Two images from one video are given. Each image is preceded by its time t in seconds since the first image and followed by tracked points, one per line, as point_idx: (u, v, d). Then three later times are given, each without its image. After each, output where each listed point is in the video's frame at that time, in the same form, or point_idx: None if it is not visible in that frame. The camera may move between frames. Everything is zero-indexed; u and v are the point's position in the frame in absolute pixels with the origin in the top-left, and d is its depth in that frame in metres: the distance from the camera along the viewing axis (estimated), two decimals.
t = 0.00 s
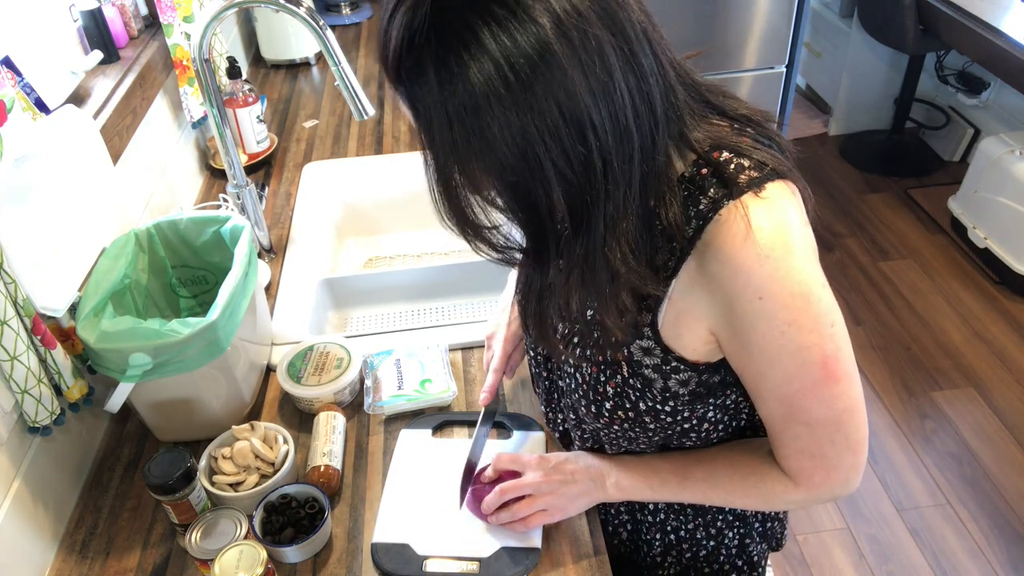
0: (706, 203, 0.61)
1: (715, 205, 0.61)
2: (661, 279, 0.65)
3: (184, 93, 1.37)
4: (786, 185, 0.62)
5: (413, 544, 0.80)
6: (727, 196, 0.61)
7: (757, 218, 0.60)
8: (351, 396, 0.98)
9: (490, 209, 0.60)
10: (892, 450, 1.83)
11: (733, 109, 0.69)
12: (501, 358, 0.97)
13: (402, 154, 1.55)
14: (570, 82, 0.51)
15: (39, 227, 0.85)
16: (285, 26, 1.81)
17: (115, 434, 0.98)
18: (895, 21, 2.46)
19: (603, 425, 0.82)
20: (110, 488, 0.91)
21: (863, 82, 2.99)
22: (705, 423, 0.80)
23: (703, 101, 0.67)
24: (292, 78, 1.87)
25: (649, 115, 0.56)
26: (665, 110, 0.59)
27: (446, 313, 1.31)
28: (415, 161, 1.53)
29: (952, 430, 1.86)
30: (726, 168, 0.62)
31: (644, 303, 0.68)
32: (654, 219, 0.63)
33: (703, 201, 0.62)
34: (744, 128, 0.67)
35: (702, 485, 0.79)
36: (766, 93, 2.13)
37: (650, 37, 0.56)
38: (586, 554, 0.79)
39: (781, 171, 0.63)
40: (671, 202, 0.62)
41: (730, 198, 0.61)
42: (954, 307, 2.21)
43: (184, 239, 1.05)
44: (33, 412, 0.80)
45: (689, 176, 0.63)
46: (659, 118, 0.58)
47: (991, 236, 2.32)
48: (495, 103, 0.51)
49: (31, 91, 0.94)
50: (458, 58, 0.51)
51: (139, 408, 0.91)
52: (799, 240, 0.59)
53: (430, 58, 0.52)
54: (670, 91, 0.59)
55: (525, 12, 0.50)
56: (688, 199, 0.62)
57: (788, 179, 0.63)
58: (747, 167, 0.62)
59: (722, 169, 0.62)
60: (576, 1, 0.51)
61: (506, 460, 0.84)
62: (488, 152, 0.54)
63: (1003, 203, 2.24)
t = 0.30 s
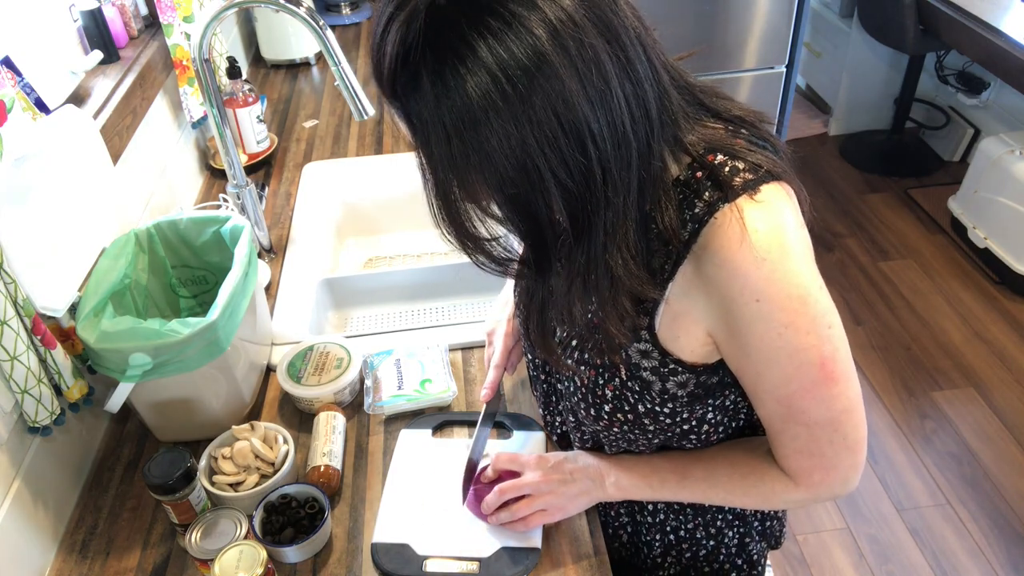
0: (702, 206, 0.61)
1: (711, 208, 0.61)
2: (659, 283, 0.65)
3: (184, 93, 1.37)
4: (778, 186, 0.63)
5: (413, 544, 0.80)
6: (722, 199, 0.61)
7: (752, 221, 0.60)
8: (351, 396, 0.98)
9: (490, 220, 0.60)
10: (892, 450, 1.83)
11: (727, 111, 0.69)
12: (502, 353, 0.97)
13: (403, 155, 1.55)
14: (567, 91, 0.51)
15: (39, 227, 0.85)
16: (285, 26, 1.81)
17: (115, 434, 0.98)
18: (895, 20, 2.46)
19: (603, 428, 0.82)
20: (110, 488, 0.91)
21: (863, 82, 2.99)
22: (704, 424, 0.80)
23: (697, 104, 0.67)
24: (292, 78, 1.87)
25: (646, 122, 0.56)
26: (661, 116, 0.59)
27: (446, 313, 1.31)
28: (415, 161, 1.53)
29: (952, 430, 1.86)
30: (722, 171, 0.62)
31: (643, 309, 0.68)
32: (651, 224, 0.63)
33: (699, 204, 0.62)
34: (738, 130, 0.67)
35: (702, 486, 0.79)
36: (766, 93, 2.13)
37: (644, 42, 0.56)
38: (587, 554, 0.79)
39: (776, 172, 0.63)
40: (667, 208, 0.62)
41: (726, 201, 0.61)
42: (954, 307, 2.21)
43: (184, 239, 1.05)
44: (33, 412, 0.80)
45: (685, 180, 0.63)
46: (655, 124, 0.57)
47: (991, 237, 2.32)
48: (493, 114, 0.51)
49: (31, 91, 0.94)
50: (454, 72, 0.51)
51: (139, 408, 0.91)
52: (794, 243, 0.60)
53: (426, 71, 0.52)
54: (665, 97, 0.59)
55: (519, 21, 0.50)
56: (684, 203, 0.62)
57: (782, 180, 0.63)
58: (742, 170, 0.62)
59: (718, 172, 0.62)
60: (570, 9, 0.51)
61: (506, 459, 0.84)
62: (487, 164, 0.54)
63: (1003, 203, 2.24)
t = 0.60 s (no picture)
0: (710, 207, 0.61)
1: (719, 209, 0.61)
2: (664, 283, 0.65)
3: (184, 93, 1.37)
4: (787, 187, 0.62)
5: (412, 544, 0.80)
6: (731, 199, 0.61)
7: (762, 220, 0.59)
8: (351, 396, 0.98)
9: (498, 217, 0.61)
10: (891, 450, 1.83)
11: (735, 112, 0.69)
12: (501, 369, 0.96)
13: (402, 154, 1.55)
14: (582, 88, 0.50)
15: (39, 227, 0.86)
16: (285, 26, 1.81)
17: (115, 434, 0.98)
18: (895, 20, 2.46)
19: (605, 426, 0.82)
20: (110, 488, 0.91)
21: (863, 82, 2.99)
22: (706, 424, 0.80)
23: (705, 104, 0.67)
24: (292, 78, 1.87)
25: (658, 120, 0.56)
26: (673, 114, 0.58)
27: (446, 314, 1.31)
28: (415, 161, 1.53)
29: (952, 430, 1.86)
30: (730, 171, 0.62)
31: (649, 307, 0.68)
32: (659, 224, 0.63)
33: (706, 205, 0.62)
34: (746, 131, 0.67)
35: (703, 488, 0.78)
36: (767, 93, 2.13)
37: (657, 39, 0.55)
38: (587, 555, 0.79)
39: (784, 172, 0.63)
40: (675, 212, 0.62)
41: (735, 201, 0.60)
42: (954, 307, 2.21)
43: (184, 239, 1.05)
44: (33, 412, 0.80)
45: (693, 180, 0.63)
46: (666, 122, 0.57)
47: (991, 237, 2.32)
48: (506, 111, 0.51)
49: (31, 91, 0.94)
50: (469, 65, 0.50)
51: (139, 408, 0.91)
52: (803, 245, 0.60)
53: (440, 64, 0.51)
54: (676, 96, 0.58)
55: (534, 13, 0.49)
56: (691, 204, 0.62)
57: (791, 180, 0.63)
58: (751, 171, 0.62)
59: (727, 173, 0.62)
60: (587, 4, 0.50)
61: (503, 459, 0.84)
62: (500, 161, 0.54)
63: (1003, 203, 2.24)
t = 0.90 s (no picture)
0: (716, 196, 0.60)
1: (723, 201, 0.60)
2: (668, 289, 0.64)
3: (184, 93, 1.37)
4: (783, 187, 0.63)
5: (412, 544, 0.80)
6: (736, 191, 0.60)
7: (765, 214, 0.60)
8: (351, 396, 0.98)
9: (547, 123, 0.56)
10: (891, 450, 1.83)
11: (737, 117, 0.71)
12: (496, 395, 0.93)
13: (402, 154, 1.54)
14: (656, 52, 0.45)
15: (39, 226, 0.86)
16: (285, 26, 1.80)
17: (115, 434, 0.98)
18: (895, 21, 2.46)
19: (605, 427, 0.82)
20: (110, 488, 0.91)
21: (863, 82, 2.99)
22: (706, 421, 0.80)
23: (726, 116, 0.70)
24: (292, 78, 1.87)
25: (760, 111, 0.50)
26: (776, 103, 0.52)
27: (446, 313, 1.31)
28: (415, 160, 1.53)
29: (952, 430, 1.87)
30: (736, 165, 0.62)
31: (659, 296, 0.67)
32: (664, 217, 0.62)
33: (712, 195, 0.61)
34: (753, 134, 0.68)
35: (704, 489, 0.79)
36: (767, 93, 2.13)
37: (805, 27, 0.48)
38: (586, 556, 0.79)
39: (782, 167, 0.63)
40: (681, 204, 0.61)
41: (740, 194, 0.60)
42: (954, 307, 2.21)
43: (185, 239, 1.05)
44: (33, 412, 0.80)
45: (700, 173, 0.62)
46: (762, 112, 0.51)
47: (991, 236, 2.32)
48: (551, 75, 0.50)
49: (31, 91, 0.94)
50: None
51: (139, 407, 0.91)
52: (806, 240, 0.60)
53: None
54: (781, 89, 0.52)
55: None
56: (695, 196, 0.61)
57: (789, 174, 0.63)
58: (755, 165, 0.62)
59: (731, 165, 0.62)
60: None
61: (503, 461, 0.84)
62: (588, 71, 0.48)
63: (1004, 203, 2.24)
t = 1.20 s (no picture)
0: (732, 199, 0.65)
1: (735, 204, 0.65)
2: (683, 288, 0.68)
3: (184, 93, 1.37)
4: (800, 200, 0.67)
5: (412, 544, 0.80)
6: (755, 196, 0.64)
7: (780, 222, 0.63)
8: (351, 396, 0.98)
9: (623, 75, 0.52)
10: (891, 450, 1.83)
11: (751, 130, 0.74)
12: (482, 377, 0.96)
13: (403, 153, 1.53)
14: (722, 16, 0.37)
15: (40, 226, 0.86)
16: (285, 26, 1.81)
17: (115, 435, 0.98)
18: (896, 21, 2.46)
19: (610, 430, 0.82)
20: (110, 488, 0.91)
21: (863, 82, 2.99)
22: (711, 429, 0.80)
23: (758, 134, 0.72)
24: (292, 78, 1.87)
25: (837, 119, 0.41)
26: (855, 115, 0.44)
27: (446, 314, 1.32)
28: (416, 159, 1.52)
29: (952, 430, 1.86)
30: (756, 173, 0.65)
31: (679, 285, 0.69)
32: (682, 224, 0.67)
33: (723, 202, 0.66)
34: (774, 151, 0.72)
35: (706, 489, 0.79)
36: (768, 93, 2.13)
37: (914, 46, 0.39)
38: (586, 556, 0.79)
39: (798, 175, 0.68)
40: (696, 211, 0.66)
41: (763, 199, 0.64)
42: (954, 307, 2.21)
43: (185, 239, 1.05)
44: (33, 412, 0.80)
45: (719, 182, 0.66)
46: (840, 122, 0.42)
47: (991, 236, 2.32)
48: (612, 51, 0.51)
49: (31, 91, 0.94)
50: None
51: (139, 407, 0.91)
52: (818, 247, 0.63)
53: None
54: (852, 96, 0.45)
55: None
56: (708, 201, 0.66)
57: (802, 184, 0.68)
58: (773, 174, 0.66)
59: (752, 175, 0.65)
60: None
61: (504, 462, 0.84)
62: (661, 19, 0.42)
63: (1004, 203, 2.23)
